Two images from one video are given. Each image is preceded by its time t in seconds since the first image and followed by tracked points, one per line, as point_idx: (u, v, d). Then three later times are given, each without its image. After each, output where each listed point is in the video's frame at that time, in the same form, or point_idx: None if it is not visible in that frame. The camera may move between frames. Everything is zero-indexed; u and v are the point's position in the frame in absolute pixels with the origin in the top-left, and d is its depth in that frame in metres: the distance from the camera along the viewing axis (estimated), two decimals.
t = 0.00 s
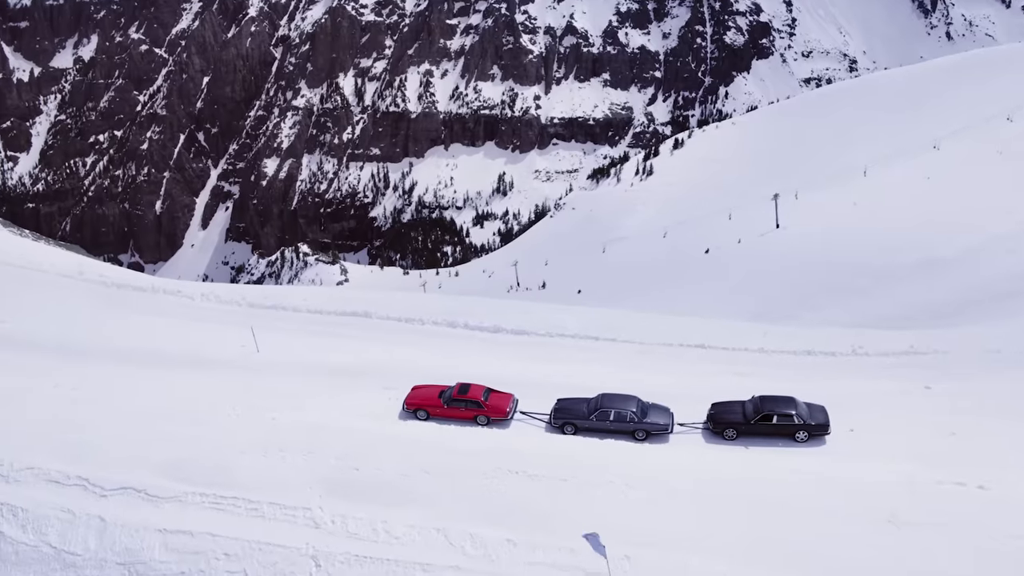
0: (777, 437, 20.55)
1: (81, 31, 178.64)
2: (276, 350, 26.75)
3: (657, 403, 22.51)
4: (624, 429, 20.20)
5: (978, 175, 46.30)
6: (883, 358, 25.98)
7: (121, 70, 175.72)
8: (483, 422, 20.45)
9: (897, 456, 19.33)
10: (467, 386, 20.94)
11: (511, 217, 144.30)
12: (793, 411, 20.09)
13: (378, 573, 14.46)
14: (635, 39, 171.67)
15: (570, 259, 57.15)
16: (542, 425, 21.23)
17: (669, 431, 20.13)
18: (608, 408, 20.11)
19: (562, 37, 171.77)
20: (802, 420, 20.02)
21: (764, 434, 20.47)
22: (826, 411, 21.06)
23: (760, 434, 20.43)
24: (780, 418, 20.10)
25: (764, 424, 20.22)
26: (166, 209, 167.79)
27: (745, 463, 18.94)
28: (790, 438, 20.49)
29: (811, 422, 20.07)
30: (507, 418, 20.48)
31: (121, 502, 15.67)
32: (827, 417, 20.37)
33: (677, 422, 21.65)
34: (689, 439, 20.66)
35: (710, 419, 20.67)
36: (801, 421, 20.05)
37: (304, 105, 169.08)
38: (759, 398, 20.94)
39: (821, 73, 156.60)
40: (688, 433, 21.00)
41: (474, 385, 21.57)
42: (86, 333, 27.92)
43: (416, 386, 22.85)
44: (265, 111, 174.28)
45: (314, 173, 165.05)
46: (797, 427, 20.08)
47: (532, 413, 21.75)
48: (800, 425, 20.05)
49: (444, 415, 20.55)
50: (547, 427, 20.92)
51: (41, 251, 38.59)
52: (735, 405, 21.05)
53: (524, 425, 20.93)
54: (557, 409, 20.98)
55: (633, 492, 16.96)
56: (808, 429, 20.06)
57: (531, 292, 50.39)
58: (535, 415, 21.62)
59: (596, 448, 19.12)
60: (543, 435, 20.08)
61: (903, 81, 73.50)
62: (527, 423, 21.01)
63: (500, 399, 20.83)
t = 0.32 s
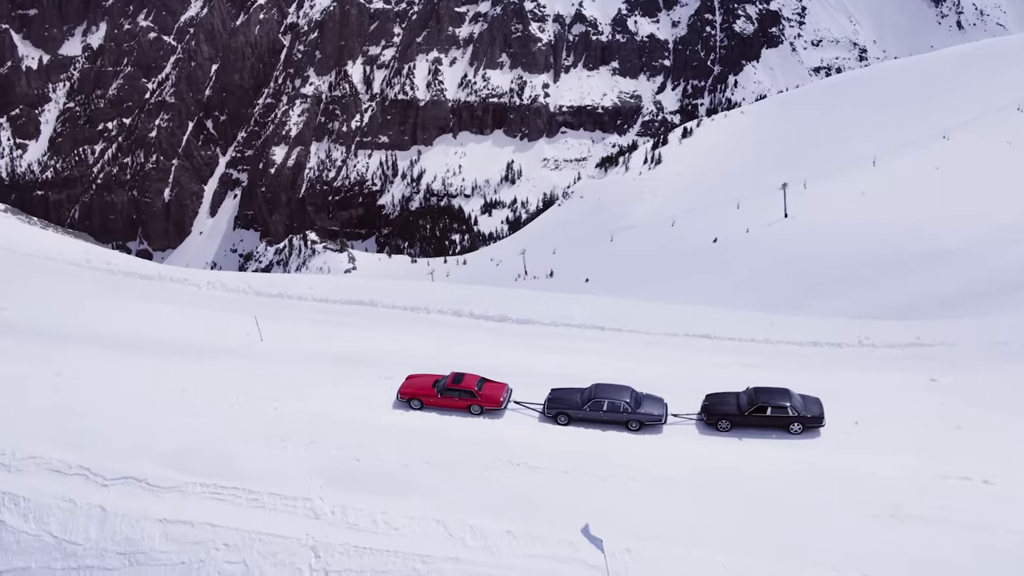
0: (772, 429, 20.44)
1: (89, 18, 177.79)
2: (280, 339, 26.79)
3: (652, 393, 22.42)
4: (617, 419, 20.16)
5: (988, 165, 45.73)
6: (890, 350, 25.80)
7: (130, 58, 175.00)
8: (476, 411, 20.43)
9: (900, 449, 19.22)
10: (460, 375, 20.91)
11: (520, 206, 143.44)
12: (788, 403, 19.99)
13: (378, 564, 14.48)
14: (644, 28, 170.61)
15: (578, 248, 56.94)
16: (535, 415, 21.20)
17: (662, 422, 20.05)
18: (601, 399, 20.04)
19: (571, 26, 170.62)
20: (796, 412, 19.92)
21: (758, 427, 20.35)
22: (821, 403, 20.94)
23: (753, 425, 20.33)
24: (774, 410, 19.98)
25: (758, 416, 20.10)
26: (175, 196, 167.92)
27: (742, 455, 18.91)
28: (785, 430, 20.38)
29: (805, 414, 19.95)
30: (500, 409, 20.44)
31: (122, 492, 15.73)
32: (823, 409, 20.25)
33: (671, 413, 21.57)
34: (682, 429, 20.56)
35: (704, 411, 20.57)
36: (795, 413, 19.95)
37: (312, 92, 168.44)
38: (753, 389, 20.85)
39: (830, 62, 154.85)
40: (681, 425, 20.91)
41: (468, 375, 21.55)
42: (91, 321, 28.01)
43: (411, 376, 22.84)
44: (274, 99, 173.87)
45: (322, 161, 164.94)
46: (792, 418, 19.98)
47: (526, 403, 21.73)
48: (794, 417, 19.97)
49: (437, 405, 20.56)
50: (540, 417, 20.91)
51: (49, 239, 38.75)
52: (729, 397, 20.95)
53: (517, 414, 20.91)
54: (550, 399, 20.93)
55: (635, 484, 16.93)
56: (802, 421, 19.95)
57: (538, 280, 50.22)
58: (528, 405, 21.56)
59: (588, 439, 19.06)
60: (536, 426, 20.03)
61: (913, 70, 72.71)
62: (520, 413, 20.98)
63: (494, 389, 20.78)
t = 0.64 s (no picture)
0: (762, 421, 20.42)
1: (95, 6, 177.52)
2: (280, 329, 26.79)
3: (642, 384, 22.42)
4: (607, 410, 20.16)
5: (995, 157, 45.27)
6: (893, 342, 25.70)
7: (136, 46, 174.66)
8: (466, 401, 20.49)
9: (900, 443, 19.15)
10: (451, 364, 20.94)
11: (525, 195, 142.71)
12: (779, 395, 19.95)
13: (373, 556, 14.45)
14: (650, 17, 169.30)
15: (583, 237, 56.78)
16: (525, 405, 21.20)
17: (652, 413, 20.06)
18: (591, 389, 20.04)
19: (577, 14, 169.29)
20: (787, 404, 19.89)
21: (749, 418, 20.32)
22: (812, 395, 20.91)
23: (744, 417, 20.30)
24: (765, 402, 19.95)
25: (748, 408, 20.07)
26: (181, 185, 167.81)
27: (737, 447, 18.90)
28: (776, 421, 20.37)
29: (796, 406, 19.92)
30: (490, 398, 20.48)
31: (118, 483, 15.78)
32: (813, 402, 20.23)
33: (661, 404, 21.57)
34: (673, 420, 20.55)
35: (694, 402, 20.55)
36: (786, 405, 19.92)
37: (318, 81, 167.66)
38: (744, 381, 20.81)
39: (837, 51, 153.17)
40: (671, 416, 20.92)
41: (458, 364, 21.59)
42: (92, 310, 28.08)
43: (402, 365, 22.87)
44: (279, 88, 172.56)
45: (328, 150, 163.97)
46: (783, 410, 19.96)
47: (517, 393, 21.74)
48: (785, 409, 19.94)
49: (427, 394, 20.60)
50: (530, 407, 20.95)
51: (53, 228, 38.84)
52: (720, 388, 20.92)
53: (507, 404, 20.95)
54: (540, 389, 20.91)
55: (632, 477, 16.92)
56: (793, 413, 19.94)
57: (542, 269, 50.00)
58: (519, 395, 21.57)
59: (578, 430, 19.06)
60: (526, 416, 20.05)
61: (920, 59, 72.01)
62: (510, 403, 21.02)
63: (484, 378, 20.83)
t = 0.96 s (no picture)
0: (753, 414, 20.34)
1: None
2: (281, 319, 26.78)
3: (632, 375, 22.42)
4: (596, 401, 20.12)
5: (1003, 147, 44.82)
6: (896, 334, 25.58)
7: (142, 35, 173.36)
8: (456, 391, 20.50)
9: (900, 437, 19.09)
10: (441, 354, 20.96)
11: (532, 183, 142.48)
12: (769, 387, 19.87)
13: (368, 548, 14.46)
14: (657, 6, 167.46)
15: (588, 227, 56.58)
16: (515, 395, 21.22)
17: (642, 404, 20.03)
18: (580, 380, 20.00)
19: (584, 4, 168.12)
20: (777, 397, 19.82)
21: (738, 411, 20.27)
22: (803, 387, 20.85)
23: (734, 409, 20.24)
24: (755, 394, 19.88)
25: (738, 400, 20.01)
26: (186, 173, 167.57)
27: (727, 439, 18.87)
28: (766, 414, 20.29)
29: (787, 398, 19.84)
30: (480, 389, 20.49)
31: (114, 475, 15.86)
32: (804, 394, 20.16)
33: (651, 395, 21.56)
34: (663, 412, 20.55)
35: (685, 394, 20.50)
36: (776, 397, 19.83)
37: (324, 70, 166.92)
38: (735, 372, 20.75)
39: (844, 41, 152.04)
40: (661, 407, 20.90)
41: (449, 354, 21.60)
42: (93, 300, 28.16)
43: (393, 355, 22.86)
44: (285, 77, 172.04)
45: (334, 138, 163.64)
46: (773, 403, 19.88)
47: (507, 383, 21.75)
48: (776, 401, 19.86)
49: (418, 384, 20.61)
50: (519, 398, 20.94)
51: (58, 217, 38.87)
52: (710, 380, 20.87)
53: (497, 395, 20.95)
54: (530, 379, 20.90)
55: (628, 470, 16.91)
56: (784, 405, 19.85)
57: (548, 258, 49.72)
58: (509, 385, 21.59)
59: (571, 421, 19.07)
60: (516, 407, 20.04)
61: (927, 49, 71.40)
62: (501, 394, 21.03)
63: (474, 368, 20.84)
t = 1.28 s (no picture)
0: (747, 407, 20.28)
1: None
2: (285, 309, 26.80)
3: (627, 367, 22.41)
4: (590, 392, 20.15)
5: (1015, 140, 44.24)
6: (903, 327, 25.38)
7: (152, 24, 173.55)
8: (450, 381, 20.58)
9: (905, 432, 18.93)
10: (436, 345, 21.03)
11: (541, 173, 141.45)
12: (763, 380, 19.82)
13: (366, 540, 14.43)
14: None
15: (597, 217, 56.26)
16: (510, 386, 21.28)
17: (636, 396, 20.04)
18: (574, 371, 20.06)
19: None
20: (772, 389, 19.77)
21: (733, 403, 20.24)
22: (798, 380, 20.81)
23: (728, 402, 20.21)
24: (750, 386, 19.83)
25: (733, 392, 19.96)
26: (196, 162, 166.97)
27: (722, 431, 18.82)
28: (761, 407, 20.22)
29: (781, 391, 19.79)
30: (475, 379, 20.58)
31: (116, 465, 15.95)
32: (799, 387, 20.10)
33: (646, 387, 21.54)
34: (657, 404, 20.52)
35: (679, 386, 20.52)
36: (770, 390, 19.79)
37: (333, 59, 166.18)
38: (730, 365, 20.70)
39: (855, 33, 150.33)
40: (656, 399, 20.87)
41: (444, 345, 21.70)
42: (97, 289, 28.23)
43: (388, 346, 22.93)
44: (295, 66, 171.98)
45: (343, 128, 163.24)
46: (768, 395, 19.82)
47: (502, 374, 21.80)
48: (770, 394, 19.80)
49: (412, 374, 20.68)
50: (513, 388, 20.97)
51: (67, 206, 39.10)
52: (705, 372, 20.88)
53: (492, 385, 21.03)
54: (524, 370, 20.96)
55: (629, 464, 16.87)
56: (779, 398, 19.80)
57: (556, 248, 49.30)
58: (504, 376, 21.67)
59: (568, 413, 19.10)
60: (510, 398, 20.07)
61: (939, 41, 70.59)
62: (495, 385, 21.08)
63: (469, 358, 20.94)
